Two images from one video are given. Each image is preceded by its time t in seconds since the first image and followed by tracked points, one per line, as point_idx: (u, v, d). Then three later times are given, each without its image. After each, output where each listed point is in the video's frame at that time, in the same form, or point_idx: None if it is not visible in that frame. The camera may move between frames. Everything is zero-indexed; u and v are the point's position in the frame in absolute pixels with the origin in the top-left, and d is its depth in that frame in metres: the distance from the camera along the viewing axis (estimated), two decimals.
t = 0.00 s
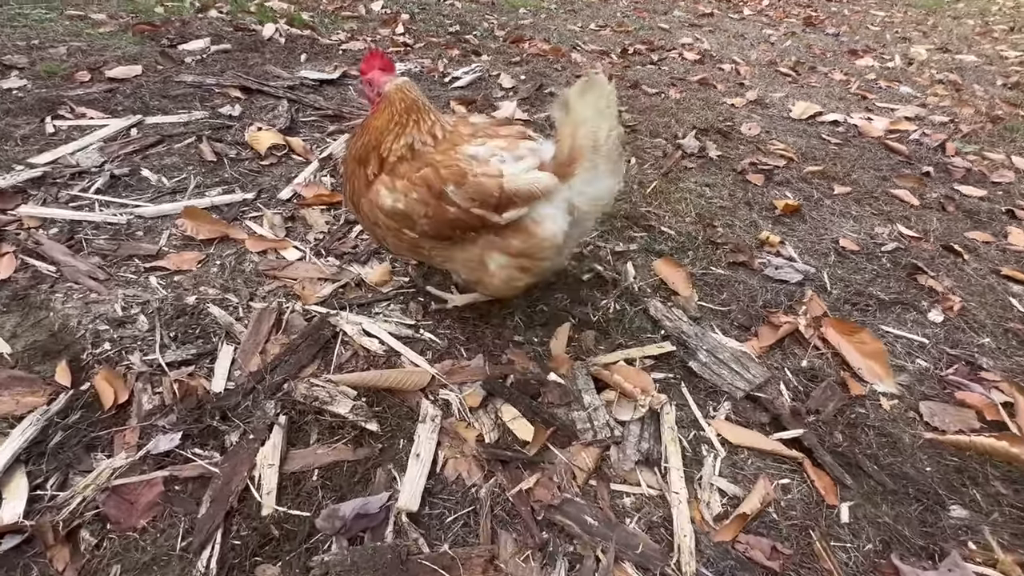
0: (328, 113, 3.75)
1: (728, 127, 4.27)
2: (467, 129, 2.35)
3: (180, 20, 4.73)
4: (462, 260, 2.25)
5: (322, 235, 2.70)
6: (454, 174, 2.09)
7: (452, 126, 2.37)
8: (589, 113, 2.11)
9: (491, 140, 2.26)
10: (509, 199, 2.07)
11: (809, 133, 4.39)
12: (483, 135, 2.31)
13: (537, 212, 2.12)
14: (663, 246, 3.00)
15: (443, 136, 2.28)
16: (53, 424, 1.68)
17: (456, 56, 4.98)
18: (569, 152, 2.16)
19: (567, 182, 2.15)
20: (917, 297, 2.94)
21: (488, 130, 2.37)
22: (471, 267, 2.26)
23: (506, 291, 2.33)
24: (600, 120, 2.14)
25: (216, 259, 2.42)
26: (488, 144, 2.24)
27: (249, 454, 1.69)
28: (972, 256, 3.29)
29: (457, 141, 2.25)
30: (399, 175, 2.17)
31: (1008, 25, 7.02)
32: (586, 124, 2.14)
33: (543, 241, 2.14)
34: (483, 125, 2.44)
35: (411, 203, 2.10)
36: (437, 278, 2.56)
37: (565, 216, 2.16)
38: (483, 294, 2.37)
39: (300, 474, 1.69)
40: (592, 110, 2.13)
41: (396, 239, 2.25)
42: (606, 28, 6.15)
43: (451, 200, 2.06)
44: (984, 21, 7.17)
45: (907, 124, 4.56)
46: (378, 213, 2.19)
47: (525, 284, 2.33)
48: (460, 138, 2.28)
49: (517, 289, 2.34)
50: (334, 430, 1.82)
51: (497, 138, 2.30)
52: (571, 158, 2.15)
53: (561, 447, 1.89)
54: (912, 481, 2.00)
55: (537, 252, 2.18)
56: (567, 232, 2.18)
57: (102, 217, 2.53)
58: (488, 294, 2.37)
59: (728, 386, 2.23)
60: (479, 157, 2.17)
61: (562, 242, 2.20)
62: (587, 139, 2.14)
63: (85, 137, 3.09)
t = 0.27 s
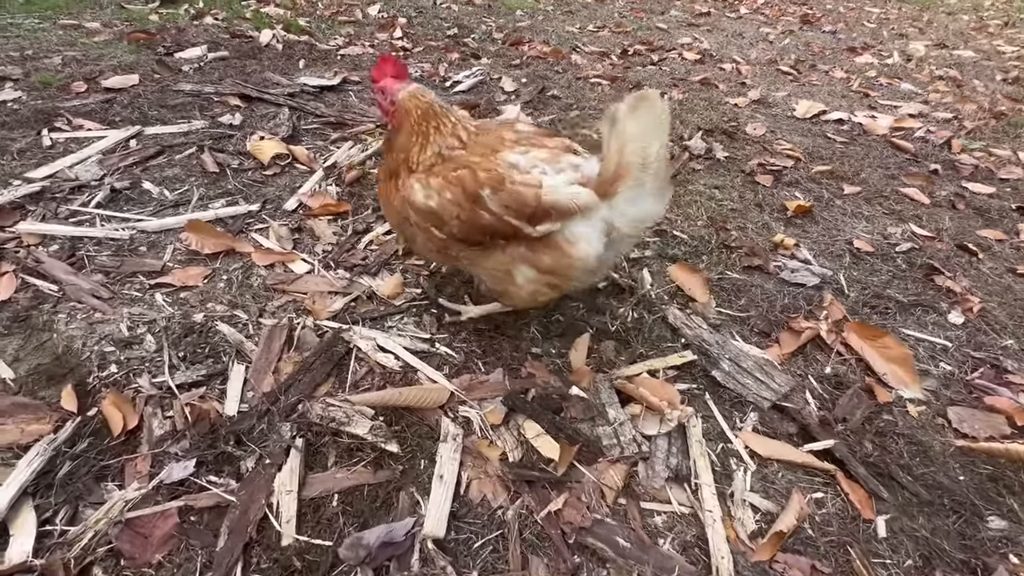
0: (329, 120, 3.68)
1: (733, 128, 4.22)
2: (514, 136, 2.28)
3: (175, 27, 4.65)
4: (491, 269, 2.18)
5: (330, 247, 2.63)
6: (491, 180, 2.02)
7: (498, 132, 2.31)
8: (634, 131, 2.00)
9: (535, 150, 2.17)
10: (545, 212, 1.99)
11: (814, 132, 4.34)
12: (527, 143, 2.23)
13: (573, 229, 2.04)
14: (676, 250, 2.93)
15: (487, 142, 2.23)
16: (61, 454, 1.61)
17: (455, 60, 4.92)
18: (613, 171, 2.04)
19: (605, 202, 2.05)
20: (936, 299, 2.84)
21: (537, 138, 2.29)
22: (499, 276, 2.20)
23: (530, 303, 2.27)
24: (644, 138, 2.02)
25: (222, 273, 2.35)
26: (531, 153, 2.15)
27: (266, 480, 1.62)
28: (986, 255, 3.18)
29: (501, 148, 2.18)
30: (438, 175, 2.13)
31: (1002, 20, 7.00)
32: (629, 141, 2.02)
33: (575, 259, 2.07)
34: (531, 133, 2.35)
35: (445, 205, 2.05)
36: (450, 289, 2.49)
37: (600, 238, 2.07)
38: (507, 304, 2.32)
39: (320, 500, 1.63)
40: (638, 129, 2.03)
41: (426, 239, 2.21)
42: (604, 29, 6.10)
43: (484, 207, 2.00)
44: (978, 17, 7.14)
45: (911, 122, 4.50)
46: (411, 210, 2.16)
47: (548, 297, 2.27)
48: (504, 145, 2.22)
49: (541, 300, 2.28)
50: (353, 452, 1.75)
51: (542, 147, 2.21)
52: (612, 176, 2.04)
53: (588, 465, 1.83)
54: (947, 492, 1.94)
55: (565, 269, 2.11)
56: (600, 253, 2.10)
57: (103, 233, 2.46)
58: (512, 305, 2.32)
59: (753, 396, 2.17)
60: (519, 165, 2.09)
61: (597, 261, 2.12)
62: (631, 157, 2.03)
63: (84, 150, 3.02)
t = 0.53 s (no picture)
0: (326, 128, 3.62)
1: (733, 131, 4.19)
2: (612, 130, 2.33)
3: (168, 35, 4.59)
4: (620, 257, 2.08)
5: (331, 260, 2.58)
6: (624, 160, 2.06)
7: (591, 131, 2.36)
8: (809, 119, 2.08)
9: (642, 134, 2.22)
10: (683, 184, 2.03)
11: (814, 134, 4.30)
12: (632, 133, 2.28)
13: (707, 200, 2.02)
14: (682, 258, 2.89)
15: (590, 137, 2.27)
16: (57, 485, 1.56)
17: (452, 64, 4.87)
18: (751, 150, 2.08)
19: (737, 174, 2.05)
20: (944, 303, 2.80)
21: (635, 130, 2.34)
22: (631, 264, 2.09)
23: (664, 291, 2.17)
24: (806, 127, 2.09)
25: (221, 290, 2.29)
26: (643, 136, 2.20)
27: (271, 509, 1.57)
28: (992, 257, 3.15)
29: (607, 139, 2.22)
30: (561, 169, 2.15)
31: (995, 17, 6.99)
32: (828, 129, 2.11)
33: (715, 229, 2.02)
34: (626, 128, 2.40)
35: (579, 191, 2.07)
36: (454, 301, 2.44)
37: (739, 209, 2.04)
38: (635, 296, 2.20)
39: (328, 528, 1.58)
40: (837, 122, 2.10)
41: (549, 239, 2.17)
42: (600, 31, 6.06)
43: (628, 183, 2.03)
44: (970, 14, 7.14)
45: (910, 122, 4.48)
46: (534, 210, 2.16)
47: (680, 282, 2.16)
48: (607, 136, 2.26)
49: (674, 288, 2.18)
50: (360, 476, 1.70)
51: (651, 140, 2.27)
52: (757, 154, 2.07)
53: (602, 485, 1.79)
54: (967, 505, 1.90)
55: (705, 242, 2.05)
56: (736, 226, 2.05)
57: (97, 249, 2.40)
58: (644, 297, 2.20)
59: (767, 408, 2.13)
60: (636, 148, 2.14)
61: (729, 236, 2.07)
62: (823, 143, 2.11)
63: (76, 163, 2.96)
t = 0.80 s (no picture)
0: (315, 128, 3.57)
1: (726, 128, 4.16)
2: (644, 141, 2.33)
3: (154, 35, 4.53)
4: (660, 275, 2.11)
5: (318, 261, 2.53)
6: (648, 181, 2.07)
7: (623, 145, 2.36)
8: (845, 99, 2.06)
9: (673, 144, 2.21)
10: (715, 193, 2.02)
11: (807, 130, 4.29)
12: (665, 142, 2.27)
13: (745, 205, 2.00)
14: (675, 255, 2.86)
15: (621, 154, 2.28)
16: (31, 497, 1.51)
17: (443, 63, 4.83)
18: (790, 147, 2.08)
19: (778, 175, 2.05)
20: (939, 298, 2.78)
21: (668, 137, 2.33)
22: (672, 280, 2.12)
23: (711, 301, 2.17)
24: (844, 107, 2.06)
25: (205, 293, 2.24)
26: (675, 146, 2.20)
27: (253, 518, 1.53)
28: (986, 251, 3.13)
29: (637, 154, 2.23)
30: (590, 196, 2.18)
31: (985, 14, 7.00)
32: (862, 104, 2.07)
33: (756, 236, 2.01)
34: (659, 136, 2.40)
35: (607, 219, 2.08)
36: (444, 301, 2.40)
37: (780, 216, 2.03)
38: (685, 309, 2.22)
39: (313, 537, 1.53)
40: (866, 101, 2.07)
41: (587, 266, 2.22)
42: (592, 29, 6.03)
43: (652, 207, 2.02)
44: (960, 11, 7.15)
45: (902, 117, 4.47)
46: (569, 240, 2.21)
47: (729, 290, 2.16)
48: (638, 150, 2.26)
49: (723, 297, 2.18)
50: (346, 482, 1.66)
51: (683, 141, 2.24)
52: (797, 151, 2.07)
53: (594, 488, 1.75)
54: (964, 502, 1.87)
55: (747, 252, 2.03)
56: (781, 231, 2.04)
57: (78, 253, 2.35)
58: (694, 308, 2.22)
59: (761, 407, 2.10)
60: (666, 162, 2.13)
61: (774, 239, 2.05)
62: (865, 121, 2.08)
63: (57, 165, 2.90)
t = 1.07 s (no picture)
0: (297, 122, 3.51)
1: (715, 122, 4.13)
2: (631, 130, 2.28)
3: (136, 30, 4.45)
4: (653, 267, 2.05)
5: (296, 256, 2.48)
6: (642, 171, 2.01)
7: (609, 135, 2.30)
8: (840, 77, 2.02)
9: (661, 132, 2.17)
10: (710, 182, 1.98)
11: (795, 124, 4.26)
12: (653, 130, 2.22)
13: (739, 191, 1.98)
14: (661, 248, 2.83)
15: (609, 144, 2.22)
16: None
17: (430, 59, 4.77)
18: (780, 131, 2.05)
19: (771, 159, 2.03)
20: (925, 290, 2.75)
21: (655, 125, 2.29)
22: (664, 271, 2.06)
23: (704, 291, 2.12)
24: (839, 86, 2.03)
25: (178, 288, 2.19)
26: (664, 133, 2.16)
27: (219, 517, 1.49)
28: (973, 243, 3.11)
29: (626, 143, 2.17)
30: (581, 187, 2.10)
31: (974, 10, 7.00)
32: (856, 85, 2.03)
33: (751, 222, 1.98)
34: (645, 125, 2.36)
35: (600, 211, 2.00)
36: (425, 295, 2.35)
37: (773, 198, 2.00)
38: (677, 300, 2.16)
39: (281, 536, 1.49)
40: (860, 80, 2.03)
41: (577, 257, 2.14)
42: (582, 25, 5.99)
43: (647, 197, 1.96)
44: (949, 7, 7.15)
45: (891, 111, 4.45)
46: (558, 232, 2.12)
47: (721, 279, 2.12)
48: (626, 139, 2.21)
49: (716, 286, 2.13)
50: (317, 480, 1.62)
51: (672, 128, 2.20)
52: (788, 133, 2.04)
53: (572, 483, 1.71)
54: (949, 494, 1.85)
55: (741, 237, 2.00)
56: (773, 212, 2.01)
57: (47, 248, 2.29)
58: (686, 299, 2.16)
59: (745, 399, 2.07)
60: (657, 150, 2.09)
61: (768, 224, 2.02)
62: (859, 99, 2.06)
63: (30, 160, 2.83)
